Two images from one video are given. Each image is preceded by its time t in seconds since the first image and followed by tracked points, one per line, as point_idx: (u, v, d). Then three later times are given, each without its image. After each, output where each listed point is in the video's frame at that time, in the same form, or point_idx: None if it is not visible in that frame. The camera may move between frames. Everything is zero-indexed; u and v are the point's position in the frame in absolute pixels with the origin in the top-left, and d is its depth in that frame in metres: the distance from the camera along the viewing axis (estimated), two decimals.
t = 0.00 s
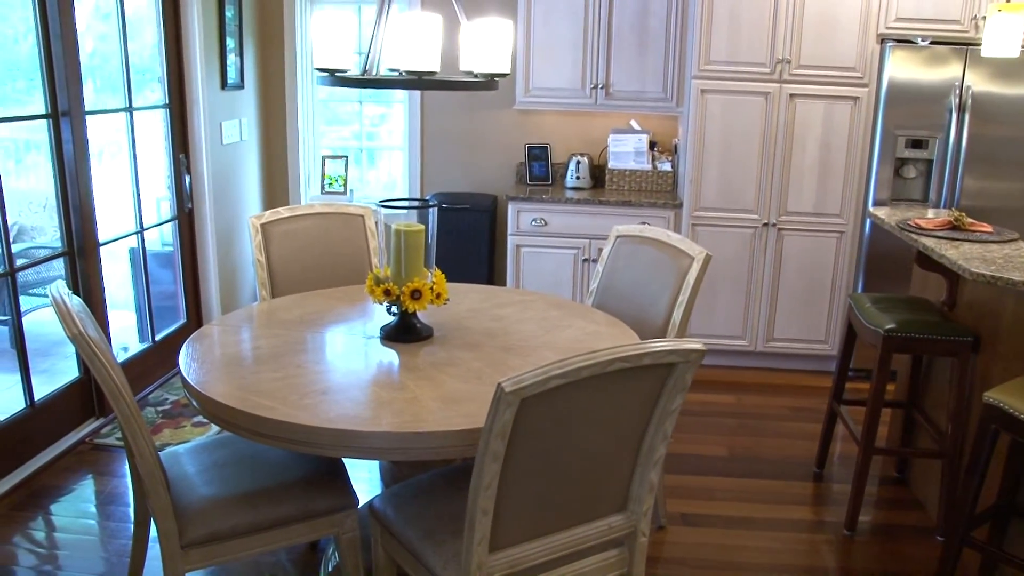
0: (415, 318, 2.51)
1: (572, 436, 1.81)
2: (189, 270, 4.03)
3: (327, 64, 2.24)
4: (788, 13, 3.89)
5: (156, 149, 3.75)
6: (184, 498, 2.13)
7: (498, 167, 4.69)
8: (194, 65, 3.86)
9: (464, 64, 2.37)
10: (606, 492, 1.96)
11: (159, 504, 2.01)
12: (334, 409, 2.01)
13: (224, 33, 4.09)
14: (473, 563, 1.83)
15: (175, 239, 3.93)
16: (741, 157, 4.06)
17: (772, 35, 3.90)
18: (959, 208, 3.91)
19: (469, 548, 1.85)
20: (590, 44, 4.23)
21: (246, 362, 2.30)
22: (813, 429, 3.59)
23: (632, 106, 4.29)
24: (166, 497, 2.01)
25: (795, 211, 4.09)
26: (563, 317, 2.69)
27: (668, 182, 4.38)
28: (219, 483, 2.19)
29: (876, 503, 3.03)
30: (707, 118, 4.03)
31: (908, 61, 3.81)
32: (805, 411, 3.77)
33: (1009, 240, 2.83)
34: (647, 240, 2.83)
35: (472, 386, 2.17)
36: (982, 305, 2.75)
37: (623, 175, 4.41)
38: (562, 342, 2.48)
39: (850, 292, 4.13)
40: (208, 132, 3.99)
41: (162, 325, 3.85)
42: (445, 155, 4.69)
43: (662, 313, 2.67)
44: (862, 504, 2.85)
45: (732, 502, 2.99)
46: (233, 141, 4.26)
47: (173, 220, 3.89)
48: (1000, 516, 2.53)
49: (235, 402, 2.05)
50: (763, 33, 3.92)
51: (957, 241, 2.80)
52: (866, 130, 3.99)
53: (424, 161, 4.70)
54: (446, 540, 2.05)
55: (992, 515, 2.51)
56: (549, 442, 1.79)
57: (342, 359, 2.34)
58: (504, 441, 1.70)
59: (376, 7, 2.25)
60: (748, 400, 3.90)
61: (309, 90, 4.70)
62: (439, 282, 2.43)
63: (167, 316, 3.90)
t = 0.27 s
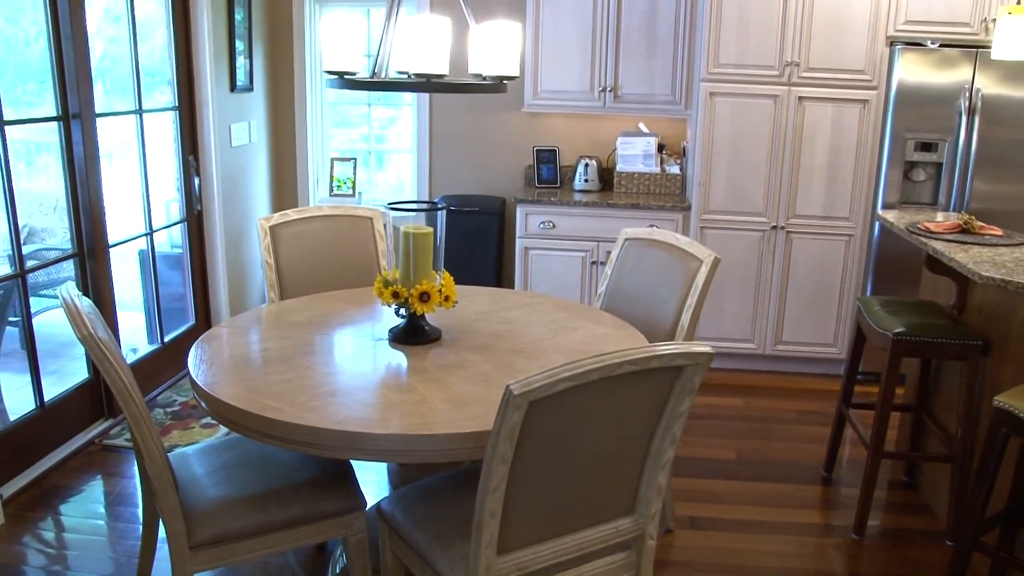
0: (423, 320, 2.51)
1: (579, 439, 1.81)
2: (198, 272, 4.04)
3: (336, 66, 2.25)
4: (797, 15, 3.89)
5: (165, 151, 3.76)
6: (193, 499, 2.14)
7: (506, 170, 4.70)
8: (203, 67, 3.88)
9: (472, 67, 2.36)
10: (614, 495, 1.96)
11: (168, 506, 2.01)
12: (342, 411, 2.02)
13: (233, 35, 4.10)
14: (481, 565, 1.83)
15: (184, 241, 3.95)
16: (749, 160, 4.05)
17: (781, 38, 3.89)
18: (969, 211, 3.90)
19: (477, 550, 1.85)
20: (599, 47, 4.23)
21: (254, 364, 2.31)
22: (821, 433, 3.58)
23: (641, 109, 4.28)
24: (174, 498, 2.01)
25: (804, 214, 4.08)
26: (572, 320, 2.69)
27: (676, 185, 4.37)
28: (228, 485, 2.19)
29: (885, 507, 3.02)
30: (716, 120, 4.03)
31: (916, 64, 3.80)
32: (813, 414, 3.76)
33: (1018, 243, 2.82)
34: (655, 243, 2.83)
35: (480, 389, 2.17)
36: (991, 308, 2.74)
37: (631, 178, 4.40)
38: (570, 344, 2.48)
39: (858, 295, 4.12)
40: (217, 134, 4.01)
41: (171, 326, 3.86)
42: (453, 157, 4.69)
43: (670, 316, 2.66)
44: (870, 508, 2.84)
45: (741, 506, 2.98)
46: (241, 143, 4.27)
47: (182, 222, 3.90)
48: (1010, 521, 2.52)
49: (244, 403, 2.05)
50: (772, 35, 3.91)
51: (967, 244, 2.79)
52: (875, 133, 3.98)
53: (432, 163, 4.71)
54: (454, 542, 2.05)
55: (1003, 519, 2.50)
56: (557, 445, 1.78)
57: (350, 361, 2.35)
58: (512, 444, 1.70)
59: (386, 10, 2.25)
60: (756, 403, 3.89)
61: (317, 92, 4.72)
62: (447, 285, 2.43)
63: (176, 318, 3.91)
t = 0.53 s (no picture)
0: (433, 323, 2.51)
1: (589, 443, 1.80)
2: (208, 273, 4.05)
3: (347, 69, 2.25)
4: (808, 16, 3.88)
5: (177, 153, 3.78)
6: (203, 501, 2.15)
7: (515, 172, 4.70)
8: (215, 70, 3.90)
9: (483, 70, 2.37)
10: (623, 499, 1.96)
11: (178, 507, 2.02)
12: (352, 413, 2.02)
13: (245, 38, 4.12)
14: (491, 568, 1.83)
15: (195, 243, 3.96)
16: (760, 163, 4.05)
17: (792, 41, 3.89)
18: (981, 215, 3.88)
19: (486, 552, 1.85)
20: (609, 49, 4.23)
21: (264, 366, 2.31)
22: (831, 437, 3.57)
23: (652, 112, 4.28)
24: (184, 499, 2.02)
25: (815, 217, 4.07)
26: (582, 323, 2.69)
27: (686, 188, 4.37)
28: (237, 486, 2.20)
29: (896, 512, 3.01)
30: (726, 123, 4.02)
31: (928, 67, 3.79)
32: (823, 418, 3.75)
33: None
34: (666, 247, 2.83)
35: (490, 392, 2.17)
36: (1003, 312, 2.72)
37: (641, 181, 4.40)
38: (580, 348, 2.48)
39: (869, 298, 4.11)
40: (228, 136, 4.02)
41: (182, 328, 3.88)
42: (462, 159, 4.70)
43: (681, 318, 2.66)
44: (881, 512, 2.83)
45: (750, 510, 2.97)
46: (252, 146, 4.29)
47: (193, 224, 3.92)
48: None
49: (254, 405, 2.06)
50: (782, 38, 3.91)
51: (979, 248, 2.78)
52: (886, 137, 3.97)
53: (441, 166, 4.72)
54: (463, 545, 2.05)
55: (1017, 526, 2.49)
56: (567, 448, 1.78)
57: (360, 364, 2.35)
58: (522, 447, 1.70)
59: (397, 12, 2.25)
60: (766, 407, 3.88)
61: (328, 94, 4.74)
62: (457, 287, 2.43)
63: (186, 319, 3.93)
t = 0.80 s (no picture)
0: (442, 325, 2.51)
1: (598, 446, 1.80)
2: (218, 275, 4.07)
3: (357, 72, 2.25)
4: (818, 18, 3.87)
5: (187, 156, 3.79)
6: (212, 503, 2.15)
7: (524, 175, 4.70)
8: (225, 73, 3.91)
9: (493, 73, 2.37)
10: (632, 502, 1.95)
11: (188, 508, 2.03)
12: (361, 416, 2.02)
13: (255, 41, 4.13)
14: (499, 570, 1.83)
15: (205, 245, 3.98)
16: (769, 167, 4.04)
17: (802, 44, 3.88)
18: (992, 219, 3.86)
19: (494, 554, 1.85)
20: (619, 52, 4.23)
21: (274, 368, 2.32)
22: (840, 441, 3.56)
23: (662, 115, 4.27)
24: (193, 501, 2.03)
25: (824, 220, 4.06)
26: (591, 327, 2.69)
27: (695, 192, 4.37)
28: (246, 488, 2.20)
29: (905, 517, 3.00)
30: (736, 127, 4.02)
31: (939, 70, 3.78)
32: (833, 423, 3.74)
33: None
34: (675, 251, 2.82)
35: (499, 395, 2.17)
36: (1015, 316, 2.71)
37: (650, 184, 4.40)
38: (589, 351, 2.48)
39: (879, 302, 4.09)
40: (239, 139, 4.04)
41: (191, 330, 3.89)
42: (471, 162, 4.70)
43: (690, 321, 2.65)
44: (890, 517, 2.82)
45: (759, 514, 2.97)
46: (263, 149, 4.30)
47: (203, 227, 3.94)
48: None
49: (263, 407, 2.06)
50: (792, 41, 3.90)
51: (990, 252, 2.77)
52: (896, 140, 3.96)
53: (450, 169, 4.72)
54: (472, 548, 2.05)
55: None
56: (576, 452, 1.78)
57: (368, 367, 2.35)
58: (531, 450, 1.70)
59: (407, 16, 2.26)
60: (775, 411, 3.88)
61: (338, 97, 4.76)
62: (466, 290, 2.43)
63: (196, 322, 3.94)
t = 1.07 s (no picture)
0: (450, 328, 2.52)
1: (606, 449, 1.80)
2: (227, 276, 4.08)
3: (366, 75, 2.26)
4: (828, 20, 3.87)
5: (197, 158, 3.80)
6: (221, 504, 2.16)
7: (532, 178, 4.70)
8: (235, 76, 3.92)
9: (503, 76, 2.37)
10: (641, 505, 1.95)
11: (197, 510, 2.03)
12: (370, 419, 2.02)
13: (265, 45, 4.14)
14: (508, 573, 1.83)
15: (214, 247, 3.99)
16: (779, 170, 4.04)
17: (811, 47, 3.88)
18: (1002, 222, 3.85)
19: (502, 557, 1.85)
20: (627, 55, 4.23)
21: (283, 370, 2.32)
22: (848, 445, 3.55)
23: (671, 118, 4.27)
24: (202, 502, 2.03)
25: (833, 224, 4.05)
26: (600, 330, 2.69)
27: (703, 194, 4.36)
28: (255, 490, 2.21)
29: (914, 521, 2.98)
30: (744, 130, 4.01)
31: (949, 73, 3.77)
32: (841, 426, 3.73)
33: None
34: (684, 253, 2.82)
35: (507, 398, 2.17)
36: None
37: (659, 187, 4.41)
38: (597, 354, 2.47)
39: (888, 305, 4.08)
40: (248, 142, 4.05)
41: (200, 332, 3.90)
42: (479, 165, 4.70)
43: (699, 324, 2.65)
44: (899, 521, 2.81)
45: (767, 518, 2.96)
46: (272, 151, 4.32)
47: (212, 229, 3.95)
48: None
49: (272, 409, 2.07)
50: (802, 44, 3.90)
51: (1000, 256, 2.76)
52: (906, 143, 3.95)
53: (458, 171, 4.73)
54: (480, 550, 2.04)
55: None
56: (584, 455, 1.78)
57: (377, 369, 2.36)
58: (540, 453, 1.70)
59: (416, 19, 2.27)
60: (784, 415, 3.87)
61: (347, 100, 4.77)
62: (475, 293, 2.44)
63: (205, 324, 3.95)
